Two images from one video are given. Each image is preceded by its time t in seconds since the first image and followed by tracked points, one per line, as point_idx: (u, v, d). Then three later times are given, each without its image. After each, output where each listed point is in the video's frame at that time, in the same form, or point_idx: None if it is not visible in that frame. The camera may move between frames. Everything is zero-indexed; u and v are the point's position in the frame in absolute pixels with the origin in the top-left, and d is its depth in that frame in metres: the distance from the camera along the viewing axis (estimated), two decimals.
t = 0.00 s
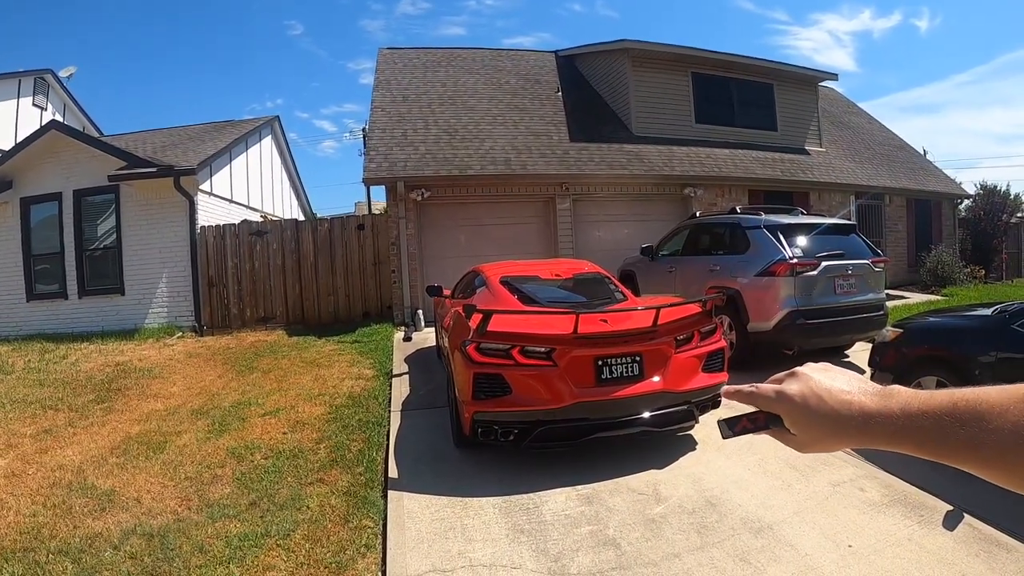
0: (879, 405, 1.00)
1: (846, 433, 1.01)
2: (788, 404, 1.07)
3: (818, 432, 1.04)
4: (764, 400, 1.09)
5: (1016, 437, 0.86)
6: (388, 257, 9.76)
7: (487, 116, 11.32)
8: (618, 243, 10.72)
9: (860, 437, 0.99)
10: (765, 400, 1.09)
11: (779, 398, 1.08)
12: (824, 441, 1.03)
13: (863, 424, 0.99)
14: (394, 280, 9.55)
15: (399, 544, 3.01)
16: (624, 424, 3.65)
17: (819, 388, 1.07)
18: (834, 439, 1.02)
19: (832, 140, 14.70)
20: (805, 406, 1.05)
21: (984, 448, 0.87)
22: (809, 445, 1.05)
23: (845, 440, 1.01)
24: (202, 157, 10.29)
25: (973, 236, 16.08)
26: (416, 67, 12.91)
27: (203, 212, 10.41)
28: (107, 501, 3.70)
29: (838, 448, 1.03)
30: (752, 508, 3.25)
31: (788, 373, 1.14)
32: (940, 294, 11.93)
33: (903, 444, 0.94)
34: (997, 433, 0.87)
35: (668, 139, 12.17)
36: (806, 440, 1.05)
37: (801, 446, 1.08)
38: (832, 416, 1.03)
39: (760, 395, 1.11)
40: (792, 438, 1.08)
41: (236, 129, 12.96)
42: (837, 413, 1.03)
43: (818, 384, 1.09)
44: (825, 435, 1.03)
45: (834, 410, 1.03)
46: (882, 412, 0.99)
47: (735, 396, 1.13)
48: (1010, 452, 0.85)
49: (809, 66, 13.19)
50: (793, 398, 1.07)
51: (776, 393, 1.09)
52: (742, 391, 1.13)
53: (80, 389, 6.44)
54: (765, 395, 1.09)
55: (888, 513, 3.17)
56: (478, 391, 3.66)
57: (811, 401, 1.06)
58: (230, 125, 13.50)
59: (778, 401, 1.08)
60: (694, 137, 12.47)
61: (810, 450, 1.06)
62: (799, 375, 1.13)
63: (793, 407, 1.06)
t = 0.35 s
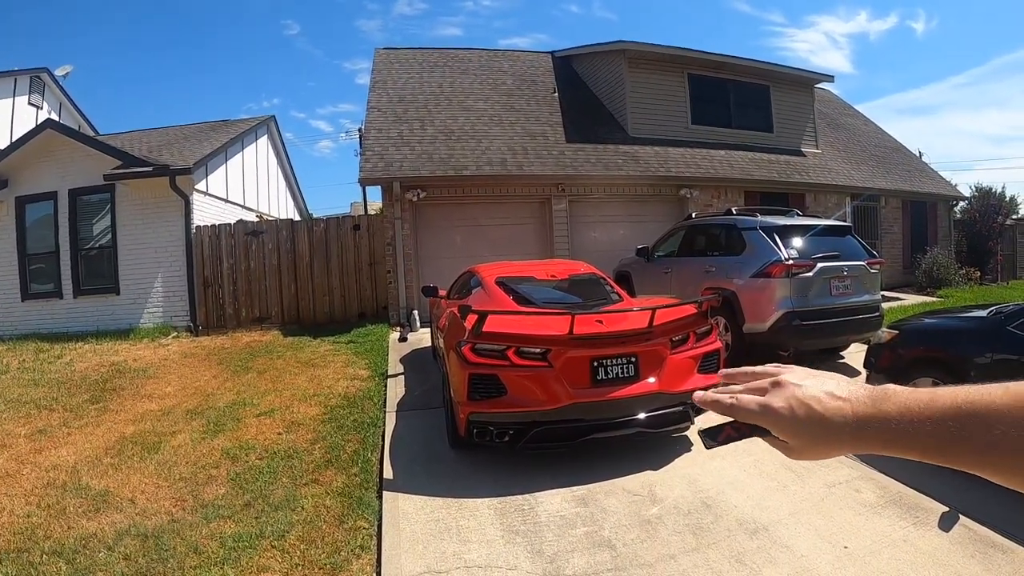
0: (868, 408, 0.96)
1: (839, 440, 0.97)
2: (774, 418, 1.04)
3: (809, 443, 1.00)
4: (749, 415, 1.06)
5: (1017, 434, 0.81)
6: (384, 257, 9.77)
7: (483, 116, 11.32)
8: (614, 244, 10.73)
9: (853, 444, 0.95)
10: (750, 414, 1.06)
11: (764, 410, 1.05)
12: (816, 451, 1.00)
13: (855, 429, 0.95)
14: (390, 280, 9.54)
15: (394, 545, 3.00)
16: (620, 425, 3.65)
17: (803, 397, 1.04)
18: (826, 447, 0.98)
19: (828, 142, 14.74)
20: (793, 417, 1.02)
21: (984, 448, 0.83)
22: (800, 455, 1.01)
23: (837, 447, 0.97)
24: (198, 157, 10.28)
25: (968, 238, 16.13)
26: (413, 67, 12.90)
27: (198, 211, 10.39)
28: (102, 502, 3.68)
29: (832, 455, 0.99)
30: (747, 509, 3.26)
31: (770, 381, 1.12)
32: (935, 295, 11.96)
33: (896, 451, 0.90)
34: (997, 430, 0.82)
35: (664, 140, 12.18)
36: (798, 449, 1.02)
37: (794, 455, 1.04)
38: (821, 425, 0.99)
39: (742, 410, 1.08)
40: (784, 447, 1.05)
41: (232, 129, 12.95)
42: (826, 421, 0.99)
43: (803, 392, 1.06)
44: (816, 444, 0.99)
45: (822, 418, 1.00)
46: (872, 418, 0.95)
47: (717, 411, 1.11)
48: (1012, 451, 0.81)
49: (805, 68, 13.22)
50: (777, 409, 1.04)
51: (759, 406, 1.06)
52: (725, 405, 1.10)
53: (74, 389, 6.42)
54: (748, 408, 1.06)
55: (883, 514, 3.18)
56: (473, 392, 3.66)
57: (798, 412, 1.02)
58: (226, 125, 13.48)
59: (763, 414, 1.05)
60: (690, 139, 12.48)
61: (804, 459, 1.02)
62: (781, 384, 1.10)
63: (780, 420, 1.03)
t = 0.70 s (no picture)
0: (859, 472, 0.91)
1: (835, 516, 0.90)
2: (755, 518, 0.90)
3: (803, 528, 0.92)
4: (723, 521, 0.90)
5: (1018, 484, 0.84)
6: (382, 255, 9.76)
7: (482, 114, 11.32)
8: (612, 242, 10.74)
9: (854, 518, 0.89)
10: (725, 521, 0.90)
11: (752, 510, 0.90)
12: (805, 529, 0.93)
13: (852, 500, 0.90)
14: (387, 278, 9.53)
15: (391, 543, 3.00)
16: (617, 424, 3.65)
17: (783, 481, 0.92)
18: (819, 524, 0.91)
19: (826, 142, 14.76)
20: (780, 510, 0.90)
21: (987, 502, 0.84)
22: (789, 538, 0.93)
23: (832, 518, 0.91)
24: (196, 154, 10.26)
25: (966, 238, 16.17)
26: (412, 65, 12.90)
27: (196, 209, 10.38)
28: (98, 499, 3.68)
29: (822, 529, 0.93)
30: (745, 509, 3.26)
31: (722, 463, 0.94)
32: (932, 295, 11.98)
33: (904, 516, 0.86)
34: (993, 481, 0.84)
35: (662, 138, 12.20)
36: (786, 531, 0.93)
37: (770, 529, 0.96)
38: (819, 507, 0.91)
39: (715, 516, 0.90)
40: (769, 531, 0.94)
41: (230, 126, 12.93)
42: (820, 497, 0.91)
43: (777, 470, 0.94)
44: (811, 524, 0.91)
45: (814, 495, 0.91)
46: (870, 482, 0.90)
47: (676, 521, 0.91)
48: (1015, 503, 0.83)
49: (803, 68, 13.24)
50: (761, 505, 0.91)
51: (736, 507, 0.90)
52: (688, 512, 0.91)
53: (70, 386, 6.41)
54: (733, 513, 0.90)
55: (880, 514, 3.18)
56: (470, 390, 3.66)
57: (783, 499, 0.91)
58: (225, 122, 13.46)
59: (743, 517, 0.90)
60: (689, 138, 12.49)
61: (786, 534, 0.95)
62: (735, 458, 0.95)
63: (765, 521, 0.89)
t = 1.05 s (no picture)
0: (852, 425, 0.98)
1: (815, 442, 0.98)
2: (761, 389, 1.03)
3: (784, 432, 1.01)
4: (741, 377, 1.05)
5: (1008, 484, 0.84)
6: (383, 253, 9.76)
7: (483, 113, 11.32)
8: (613, 240, 10.74)
9: (831, 452, 0.96)
10: (743, 376, 1.05)
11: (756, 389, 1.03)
12: (786, 442, 1.01)
13: (833, 437, 0.97)
14: (388, 277, 9.53)
15: (392, 542, 3.00)
16: (618, 422, 3.65)
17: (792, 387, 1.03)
18: (799, 442, 0.99)
19: (827, 139, 14.74)
20: (777, 397, 1.02)
21: (962, 490, 0.87)
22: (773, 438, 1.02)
23: (811, 447, 0.98)
24: (197, 153, 10.27)
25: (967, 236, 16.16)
26: (412, 64, 12.89)
27: (197, 208, 10.38)
28: (99, 499, 3.68)
29: (802, 456, 1.00)
30: (747, 506, 3.26)
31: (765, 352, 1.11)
32: (933, 292, 11.98)
33: (867, 470, 0.93)
34: (979, 475, 0.86)
35: (663, 136, 12.19)
36: (772, 431, 1.03)
37: (759, 436, 1.05)
38: (806, 424, 0.99)
39: (738, 371, 1.06)
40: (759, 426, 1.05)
41: (231, 126, 12.94)
42: (809, 420, 0.99)
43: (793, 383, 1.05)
44: (792, 436, 1.00)
45: (805, 415, 1.00)
46: (849, 435, 0.96)
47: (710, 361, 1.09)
48: (997, 501, 0.84)
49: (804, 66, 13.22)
50: (772, 383, 1.04)
51: (754, 373, 1.05)
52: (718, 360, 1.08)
53: (72, 386, 6.42)
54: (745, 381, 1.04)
55: (883, 511, 3.18)
56: (471, 388, 3.66)
57: (787, 394, 1.02)
58: (225, 122, 13.47)
59: (754, 382, 1.04)
60: (689, 136, 12.49)
61: (769, 448, 1.04)
62: (775, 357, 1.11)
63: (766, 392, 1.02)
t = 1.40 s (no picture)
0: (852, 426, 0.96)
1: (817, 447, 0.96)
2: (758, 396, 1.01)
3: (784, 439, 0.98)
4: (738, 386, 1.02)
5: (1010, 483, 0.85)
6: (383, 255, 9.75)
7: (483, 113, 11.33)
8: (613, 241, 10.74)
9: (832, 458, 0.95)
10: (739, 387, 1.02)
11: (757, 394, 1.01)
12: (787, 451, 0.98)
13: (834, 442, 0.95)
14: (389, 279, 9.54)
15: (394, 543, 3.00)
16: (619, 423, 3.65)
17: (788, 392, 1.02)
18: (800, 448, 0.97)
19: (827, 140, 14.74)
20: (776, 404, 0.99)
21: (966, 491, 0.87)
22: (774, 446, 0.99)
23: (812, 453, 0.96)
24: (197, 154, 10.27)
25: (967, 236, 16.17)
26: (412, 65, 12.90)
27: (197, 209, 10.38)
28: (100, 500, 3.68)
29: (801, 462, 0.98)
30: (748, 507, 3.26)
31: (757, 357, 1.09)
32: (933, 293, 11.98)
33: (873, 474, 0.91)
34: (982, 475, 0.87)
35: (663, 136, 12.19)
36: (771, 438, 1.00)
37: (758, 443, 1.03)
38: (807, 430, 0.97)
39: (733, 379, 1.03)
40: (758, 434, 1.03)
41: (231, 126, 12.94)
42: (809, 424, 0.97)
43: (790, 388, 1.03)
44: (793, 443, 0.98)
45: (805, 420, 0.98)
46: (853, 438, 0.95)
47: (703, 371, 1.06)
48: (1002, 503, 0.85)
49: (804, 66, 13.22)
50: (768, 390, 1.01)
51: (750, 381, 1.03)
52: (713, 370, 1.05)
53: (72, 387, 6.42)
54: (743, 386, 1.02)
55: (884, 512, 3.18)
56: (472, 389, 3.67)
57: (784, 400, 1.00)
58: (226, 122, 13.47)
59: (751, 391, 1.01)
60: (690, 136, 12.49)
61: (768, 455, 1.01)
62: (768, 363, 1.09)
63: (763, 401, 1.00)
